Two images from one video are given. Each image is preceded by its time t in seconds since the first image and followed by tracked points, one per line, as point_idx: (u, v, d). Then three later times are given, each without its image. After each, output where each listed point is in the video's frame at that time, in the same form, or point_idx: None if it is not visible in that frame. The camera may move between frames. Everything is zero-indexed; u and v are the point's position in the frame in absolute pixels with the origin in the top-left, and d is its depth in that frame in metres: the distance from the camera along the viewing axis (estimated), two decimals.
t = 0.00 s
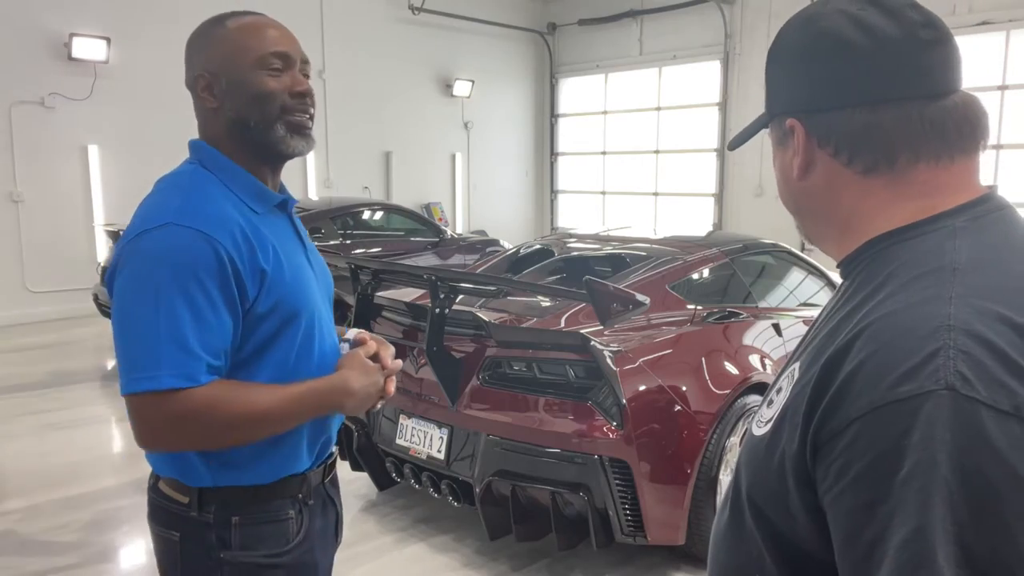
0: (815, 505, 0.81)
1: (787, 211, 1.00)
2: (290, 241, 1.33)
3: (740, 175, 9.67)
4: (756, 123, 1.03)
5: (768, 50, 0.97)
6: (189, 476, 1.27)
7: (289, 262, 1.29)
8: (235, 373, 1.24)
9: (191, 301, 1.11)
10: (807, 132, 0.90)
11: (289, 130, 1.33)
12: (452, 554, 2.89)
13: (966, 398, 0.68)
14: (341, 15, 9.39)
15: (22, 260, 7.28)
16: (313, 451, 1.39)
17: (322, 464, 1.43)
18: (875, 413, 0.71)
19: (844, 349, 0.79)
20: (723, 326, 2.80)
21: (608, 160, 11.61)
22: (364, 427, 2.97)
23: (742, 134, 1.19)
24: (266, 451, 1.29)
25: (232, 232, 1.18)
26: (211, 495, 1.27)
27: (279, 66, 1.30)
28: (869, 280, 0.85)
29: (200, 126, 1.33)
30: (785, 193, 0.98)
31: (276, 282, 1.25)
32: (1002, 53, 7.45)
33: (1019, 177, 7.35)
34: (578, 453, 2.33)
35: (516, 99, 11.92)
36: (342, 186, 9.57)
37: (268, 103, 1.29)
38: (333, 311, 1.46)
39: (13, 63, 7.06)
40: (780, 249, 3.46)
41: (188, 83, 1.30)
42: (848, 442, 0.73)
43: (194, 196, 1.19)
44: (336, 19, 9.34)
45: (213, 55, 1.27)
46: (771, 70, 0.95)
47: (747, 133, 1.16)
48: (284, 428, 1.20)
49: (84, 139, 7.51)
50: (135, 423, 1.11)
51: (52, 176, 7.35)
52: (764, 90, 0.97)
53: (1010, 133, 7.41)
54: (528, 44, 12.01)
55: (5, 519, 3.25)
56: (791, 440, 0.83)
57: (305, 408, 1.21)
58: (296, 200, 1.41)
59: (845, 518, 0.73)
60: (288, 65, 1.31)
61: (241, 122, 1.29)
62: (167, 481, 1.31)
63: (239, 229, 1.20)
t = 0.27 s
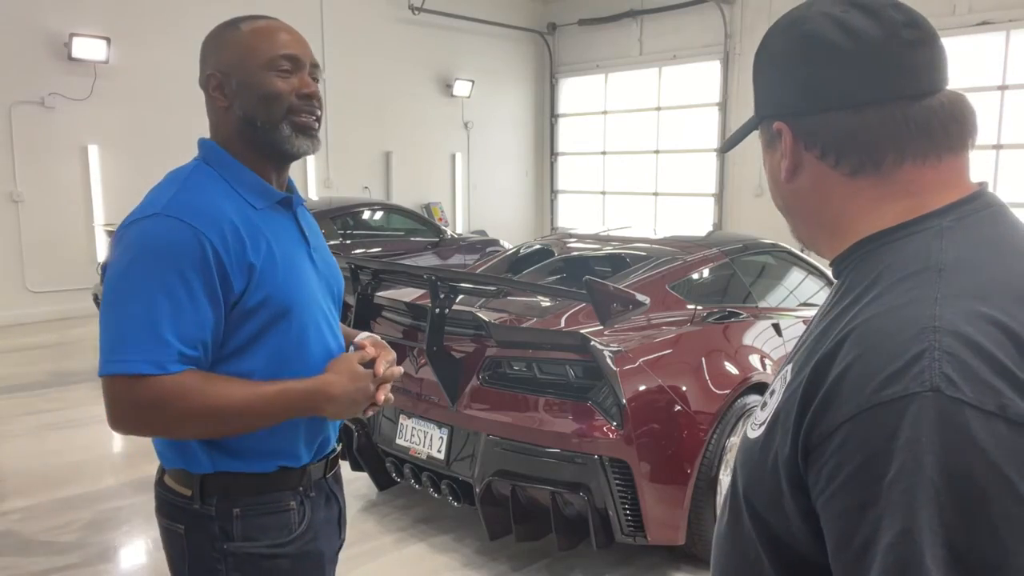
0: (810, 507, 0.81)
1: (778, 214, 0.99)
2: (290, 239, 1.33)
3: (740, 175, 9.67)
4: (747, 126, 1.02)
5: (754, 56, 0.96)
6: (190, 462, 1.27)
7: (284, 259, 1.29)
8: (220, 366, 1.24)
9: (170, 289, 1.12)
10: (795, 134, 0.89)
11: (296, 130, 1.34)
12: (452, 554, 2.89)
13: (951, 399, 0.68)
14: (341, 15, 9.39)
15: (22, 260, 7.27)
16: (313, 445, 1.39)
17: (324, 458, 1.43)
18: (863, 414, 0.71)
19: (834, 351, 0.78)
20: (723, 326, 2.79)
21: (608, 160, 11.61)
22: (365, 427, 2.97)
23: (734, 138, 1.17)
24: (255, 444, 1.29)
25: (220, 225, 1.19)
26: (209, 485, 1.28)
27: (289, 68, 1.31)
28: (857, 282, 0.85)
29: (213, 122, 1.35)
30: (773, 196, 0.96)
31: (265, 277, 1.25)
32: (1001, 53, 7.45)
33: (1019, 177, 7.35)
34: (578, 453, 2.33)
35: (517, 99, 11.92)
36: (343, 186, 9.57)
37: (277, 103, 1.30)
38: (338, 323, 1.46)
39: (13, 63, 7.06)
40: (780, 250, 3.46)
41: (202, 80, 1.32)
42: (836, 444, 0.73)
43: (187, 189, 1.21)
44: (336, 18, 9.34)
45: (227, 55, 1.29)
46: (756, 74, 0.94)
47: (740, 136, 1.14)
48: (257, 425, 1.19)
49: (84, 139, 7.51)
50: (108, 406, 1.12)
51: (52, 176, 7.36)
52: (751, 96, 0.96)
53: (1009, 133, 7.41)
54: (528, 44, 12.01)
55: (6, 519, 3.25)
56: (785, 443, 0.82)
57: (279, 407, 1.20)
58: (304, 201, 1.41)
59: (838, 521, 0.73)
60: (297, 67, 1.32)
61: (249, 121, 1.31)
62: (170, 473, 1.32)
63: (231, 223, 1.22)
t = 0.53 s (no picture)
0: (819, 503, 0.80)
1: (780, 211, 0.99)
2: (294, 234, 1.34)
3: (740, 175, 9.68)
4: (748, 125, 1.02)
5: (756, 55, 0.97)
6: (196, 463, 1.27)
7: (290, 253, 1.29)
8: (230, 364, 1.24)
9: (180, 285, 1.12)
10: (797, 131, 0.89)
11: (304, 130, 1.34)
12: (452, 554, 2.89)
13: (964, 392, 0.68)
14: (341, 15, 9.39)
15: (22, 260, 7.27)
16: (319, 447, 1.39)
17: (330, 462, 1.43)
18: (878, 408, 0.71)
19: (843, 346, 0.79)
20: (723, 326, 2.80)
21: (608, 160, 11.61)
22: (364, 427, 2.97)
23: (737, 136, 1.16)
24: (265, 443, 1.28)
25: (227, 221, 1.20)
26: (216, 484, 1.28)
27: (299, 70, 1.32)
28: (862, 279, 0.85)
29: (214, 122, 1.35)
30: (776, 193, 0.96)
31: (273, 272, 1.25)
32: (1001, 52, 7.45)
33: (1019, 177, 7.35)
34: (578, 453, 2.33)
35: (517, 99, 11.92)
36: (343, 186, 9.57)
37: (286, 104, 1.31)
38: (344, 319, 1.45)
39: (13, 62, 7.05)
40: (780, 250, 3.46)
41: (207, 77, 1.31)
42: (849, 440, 0.73)
43: (192, 187, 1.21)
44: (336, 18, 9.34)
45: (236, 56, 1.29)
46: (759, 72, 0.94)
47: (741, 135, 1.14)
48: (272, 421, 1.19)
49: (84, 139, 7.50)
50: (121, 405, 1.12)
51: (52, 175, 7.35)
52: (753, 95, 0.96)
53: (1009, 133, 7.41)
54: (528, 44, 12.01)
55: (6, 519, 3.25)
56: (793, 439, 0.82)
57: (291, 401, 1.19)
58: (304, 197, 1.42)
59: (850, 516, 0.73)
60: (307, 70, 1.33)
61: (259, 120, 1.31)
62: (175, 471, 1.32)
63: (237, 218, 1.22)
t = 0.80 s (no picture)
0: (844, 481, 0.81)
1: (795, 201, 1.02)
2: (294, 232, 1.32)
3: (740, 175, 9.68)
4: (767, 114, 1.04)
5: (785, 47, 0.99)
6: (198, 474, 1.26)
7: (293, 251, 1.28)
8: (239, 367, 1.24)
9: (192, 293, 1.12)
10: (829, 123, 0.91)
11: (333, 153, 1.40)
12: (452, 554, 2.89)
13: (999, 371, 0.70)
14: (341, 15, 9.39)
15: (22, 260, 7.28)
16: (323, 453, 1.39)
17: (333, 467, 1.43)
18: (913, 387, 0.72)
19: (872, 330, 0.80)
20: (723, 326, 2.80)
21: (608, 160, 11.61)
22: (364, 427, 2.97)
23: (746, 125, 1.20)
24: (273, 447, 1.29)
25: (232, 223, 1.18)
26: (220, 493, 1.27)
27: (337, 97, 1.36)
28: (887, 269, 0.87)
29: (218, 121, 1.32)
30: (793, 182, 1.00)
31: (280, 274, 1.24)
32: (1001, 52, 7.45)
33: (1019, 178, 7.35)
34: (578, 453, 2.33)
35: (517, 99, 11.92)
36: (343, 186, 9.57)
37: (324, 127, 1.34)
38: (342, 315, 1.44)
39: (13, 62, 7.06)
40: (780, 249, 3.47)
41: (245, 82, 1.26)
42: (882, 417, 0.74)
43: (193, 189, 1.20)
44: (336, 18, 9.34)
45: (296, 79, 1.28)
46: (788, 63, 0.97)
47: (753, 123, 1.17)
48: (289, 422, 1.21)
49: (84, 139, 7.51)
50: (134, 416, 1.13)
51: (52, 176, 7.36)
52: (782, 85, 0.99)
53: (1009, 133, 7.40)
54: (528, 44, 12.01)
55: (6, 519, 3.25)
56: (820, 420, 0.83)
57: (307, 402, 1.22)
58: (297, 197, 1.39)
59: (883, 491, 0.74)
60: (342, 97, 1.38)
61: (298, 141, 1.32)
62: (175, 479, 1.31)
63: (239, 219, 1.20)
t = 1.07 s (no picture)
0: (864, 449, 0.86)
1: (820, 194, 1.04)
2: (294, 236, 1.31)
3: (740, 175, 9.68)
4: (795, 110, 1.07)
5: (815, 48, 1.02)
6: (195, 488, 1.24)
7: (295, 255, 1.27)
8: (242, 375, 1.22)
9: (199, 301, 1.10)
10: (858, 121, 0.94)
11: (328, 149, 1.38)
12: (452, 554, 2.89)
13: (1011, 342, 0.72)
14: (341, 15, 9.38)
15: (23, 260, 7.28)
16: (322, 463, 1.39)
17: (331, 476, 1.44)
18: (928, 357, 0.75)
19: (891, 308, 0.83)
20: (722, 326, 2.79)
21: (608, 160, 11.61)
22: (364, 427, 2.97)
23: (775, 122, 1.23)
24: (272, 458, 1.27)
25: (237, 227, 1.17)
26: (216, 507, 1.26)
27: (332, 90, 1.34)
28: (905, 256, 0.90)
29: (206, 120, 1.29)
30: (820, 175, 1.02)
31: (284, 280, 1.23)
32: (1002, 52, 7.44)
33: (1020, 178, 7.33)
34: (578, 454, 2.33)
35: (516, 99, 11.91)
36: (343, 186, 9.57)
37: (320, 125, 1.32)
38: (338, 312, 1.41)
39: (13, 62, 7.06)
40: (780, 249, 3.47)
41: (237, 78, 1.24)
42: (899, 387, 0.77)
43: (195, 192, 1.18)
44: (336, 18, 9.34)
45: (287, 70, 1.25)
46: (819, 61, 1.00)
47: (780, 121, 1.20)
48: (297, 431, 1.21)
49: (85, 139, 7.51)
50: (138, 428, 1.10)
51: (52, 176, 7.36)
52: (811, 84, 1.01)
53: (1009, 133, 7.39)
54: (528, 44, 12.00)
55: (5, 519, 3.25)
56: (841, 393, 0.87)
57: (315, 410, 1.22)
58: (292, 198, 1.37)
59: (899, 453, 0.76)
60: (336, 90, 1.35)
61: (294, 138, 1.29)
62: (167, 494, 1.30)
63: (243, 223, 1.19)
